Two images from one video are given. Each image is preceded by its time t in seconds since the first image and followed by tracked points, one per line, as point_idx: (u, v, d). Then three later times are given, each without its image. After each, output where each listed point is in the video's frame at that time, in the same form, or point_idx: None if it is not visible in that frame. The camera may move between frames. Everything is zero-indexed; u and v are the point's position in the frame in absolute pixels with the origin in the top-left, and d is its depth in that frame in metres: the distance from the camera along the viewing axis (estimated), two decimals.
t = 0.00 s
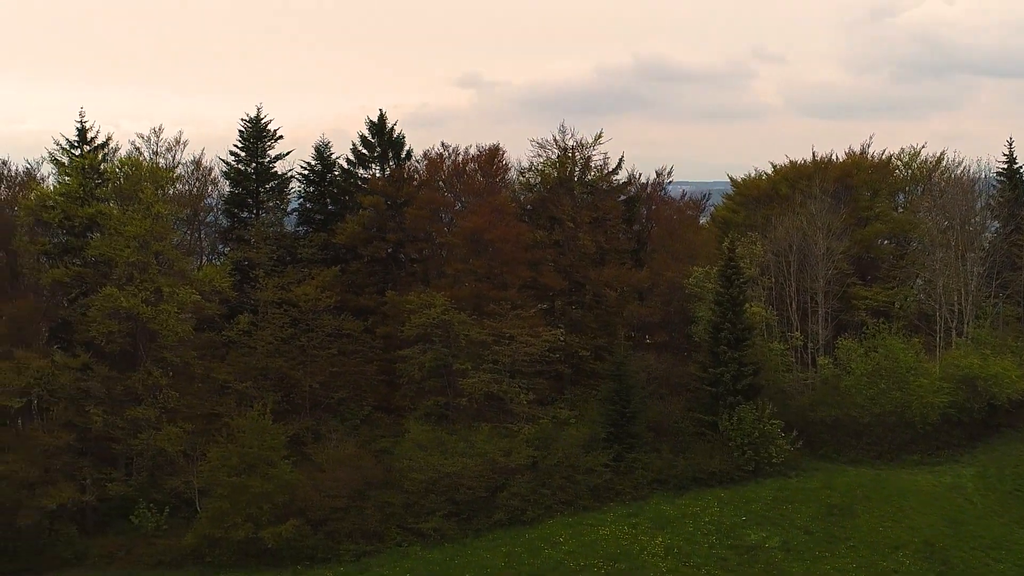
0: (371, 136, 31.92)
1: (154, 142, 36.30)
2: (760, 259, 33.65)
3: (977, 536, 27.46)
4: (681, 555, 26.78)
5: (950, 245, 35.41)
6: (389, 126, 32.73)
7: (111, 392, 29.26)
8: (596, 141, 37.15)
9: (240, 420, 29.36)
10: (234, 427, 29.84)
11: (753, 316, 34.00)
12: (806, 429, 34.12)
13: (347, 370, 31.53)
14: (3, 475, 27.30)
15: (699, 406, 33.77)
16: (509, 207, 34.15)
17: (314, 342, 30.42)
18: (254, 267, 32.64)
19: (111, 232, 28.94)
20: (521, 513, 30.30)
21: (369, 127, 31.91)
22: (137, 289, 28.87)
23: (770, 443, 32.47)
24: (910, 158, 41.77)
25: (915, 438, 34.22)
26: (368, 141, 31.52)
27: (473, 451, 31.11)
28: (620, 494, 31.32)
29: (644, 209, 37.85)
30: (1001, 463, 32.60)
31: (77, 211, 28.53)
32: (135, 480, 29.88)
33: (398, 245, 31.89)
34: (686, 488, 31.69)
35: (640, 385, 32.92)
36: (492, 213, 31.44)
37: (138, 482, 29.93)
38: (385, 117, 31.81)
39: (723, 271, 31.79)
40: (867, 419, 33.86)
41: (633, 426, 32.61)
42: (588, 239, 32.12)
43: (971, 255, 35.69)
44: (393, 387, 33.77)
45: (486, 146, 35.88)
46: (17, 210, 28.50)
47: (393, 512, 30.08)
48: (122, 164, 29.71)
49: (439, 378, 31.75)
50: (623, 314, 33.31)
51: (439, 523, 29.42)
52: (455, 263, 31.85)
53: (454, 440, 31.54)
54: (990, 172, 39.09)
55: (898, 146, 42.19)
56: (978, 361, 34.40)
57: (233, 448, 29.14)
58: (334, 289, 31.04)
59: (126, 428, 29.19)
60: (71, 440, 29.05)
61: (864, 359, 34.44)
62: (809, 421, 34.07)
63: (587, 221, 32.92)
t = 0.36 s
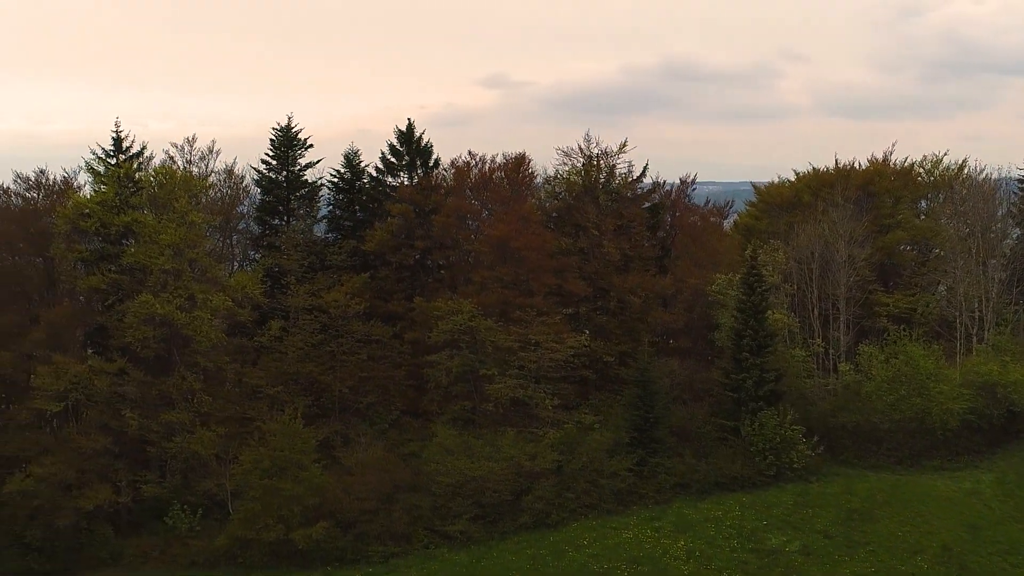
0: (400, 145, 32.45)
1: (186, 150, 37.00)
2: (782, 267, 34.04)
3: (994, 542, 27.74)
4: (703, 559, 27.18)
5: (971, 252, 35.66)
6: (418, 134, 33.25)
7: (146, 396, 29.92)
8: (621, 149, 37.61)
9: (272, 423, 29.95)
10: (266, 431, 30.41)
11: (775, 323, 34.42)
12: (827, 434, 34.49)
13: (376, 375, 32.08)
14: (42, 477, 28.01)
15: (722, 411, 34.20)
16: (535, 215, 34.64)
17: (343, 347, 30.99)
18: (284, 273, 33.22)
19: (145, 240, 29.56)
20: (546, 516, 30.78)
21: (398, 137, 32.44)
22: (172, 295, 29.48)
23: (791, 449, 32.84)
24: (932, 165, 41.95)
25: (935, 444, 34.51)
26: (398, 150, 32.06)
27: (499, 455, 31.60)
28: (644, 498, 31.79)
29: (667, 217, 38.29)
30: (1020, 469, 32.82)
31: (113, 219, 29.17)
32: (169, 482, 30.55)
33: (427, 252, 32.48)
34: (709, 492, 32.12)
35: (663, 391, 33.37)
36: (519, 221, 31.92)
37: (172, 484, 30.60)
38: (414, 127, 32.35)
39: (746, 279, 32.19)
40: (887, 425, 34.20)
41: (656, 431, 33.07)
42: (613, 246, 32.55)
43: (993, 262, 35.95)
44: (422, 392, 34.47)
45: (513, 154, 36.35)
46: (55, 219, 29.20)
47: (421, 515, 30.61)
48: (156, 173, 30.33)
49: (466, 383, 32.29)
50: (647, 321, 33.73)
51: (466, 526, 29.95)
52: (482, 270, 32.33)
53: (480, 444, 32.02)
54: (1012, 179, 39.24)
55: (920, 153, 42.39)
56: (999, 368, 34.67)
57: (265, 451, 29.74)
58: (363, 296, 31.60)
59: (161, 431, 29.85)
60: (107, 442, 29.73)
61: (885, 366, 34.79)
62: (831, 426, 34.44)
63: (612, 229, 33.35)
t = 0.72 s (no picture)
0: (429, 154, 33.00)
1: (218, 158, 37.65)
2: (804, 274, 34.43)
3: (1013, 546, 27.87)
4: (726, 562, 27.49)
5: (994, 259, 35.88)
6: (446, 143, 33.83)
7: (181, 400, 30.54)
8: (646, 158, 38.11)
9: (304, 428, 30.55)
10: (297, 435, 30.99)
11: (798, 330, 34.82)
12: (848, 440, 34.85)
13: (405, 380, 32.59)
14: (81, 479, 28.68)
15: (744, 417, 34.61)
16: (561, 223, 35.14)
17: (373, 353, 31.54)
18: (315, 279, 33.77)
19: (180, 248, 30.14)
20: (572, 519, 31.27)
21: (427, 146, 33.01)
22: (206, 302, 30.04)
23: (813, 454, 33.20)
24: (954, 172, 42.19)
25: (956, 450, 34.75)
26: (427, 159, 32.62)
27: (525, 459, 32.05)
28: (668, 502, 32.23)
29: (691, 224, 38.75)
30: None
31: (149, 227, 29.77)
32: (203, 484, 31.18)
33: (456, 259, 33.03)
34: (732, 497, 32.52)
35: (687, 397, 33.80)
36: (546, 229, 32.41)
37: (206, 486, 31.20)
38: (443, 136, 32.89)
39: (769, 286, 32.60)
40: (908, 431, 34.49)
41: (680, 436, 33.50)
42: (638, 254, 32.97)
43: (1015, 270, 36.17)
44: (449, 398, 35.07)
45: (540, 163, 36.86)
46: (93, 227, 29.85)
47: (449, 517, 31.14)
48: (190, 181, 30.90)
49: (493, 388, 32.81)
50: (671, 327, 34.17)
51: (493, 528, 30.47)
52: (509, 277, 32.78)
53: (507, 448, 32.52)
54: None
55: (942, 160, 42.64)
56: (1020, 375, 34.88)
57: (296, 454, 30.30)
58: (392, 302, 32.15)
59: (195, 435, 30.47)
60: (143, 445, 30.39)
61: (906, 373, 35.06)
62: (852, 432, 34.79)
63: (637, 236, 33.79)
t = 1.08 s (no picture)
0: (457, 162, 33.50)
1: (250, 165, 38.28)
2: (827, 281, 34.74)
3: None
4: (748, 566, 27.78)
5: (1017, 267, 36.02)
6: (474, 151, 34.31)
7: (214, 404, 31.11)
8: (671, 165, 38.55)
9: (335, 432, 31.09)
10: (328, 439, 31.52)
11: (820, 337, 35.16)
12: (870, 446, 35.15)
13: (433, 385, 33.08)
14: (118, 481, 29.30)
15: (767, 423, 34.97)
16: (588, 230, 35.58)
17: (402, 358, 32.05)
18: (345, 286, 34.28)
19: (214, 255, 30.67)
20: (597, 523, 31.72)
21: (456, 155, 33.52)
22: (239, 308, 30.56)
23: (835, 460, 33.51)
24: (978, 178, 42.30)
25: (977, 456, 34.95)
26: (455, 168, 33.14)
27: (551, 463, 32.49)
28: (691, 507, 32.61)
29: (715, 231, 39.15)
30: None
31: (184, 235, 30.29)
32: (236, 486, 31.75)
33: (483, 266, 33.54)
34: (755, 501, 32.86)
35: (711, 402, 34.19)
36: (573, 237, 32.84)
37: (239, 488, 31.78)
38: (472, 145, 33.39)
39: (792, 294, 32.93)
40: (930, 437, 34.73)
41: (704, 441, 33.90)
42: (663, 261, 33.33)
43: None
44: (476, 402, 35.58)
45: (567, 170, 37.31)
46: (130, 234, 30.42)
47: (477, 520, 31.63)
48: (223, 189, 31.42)
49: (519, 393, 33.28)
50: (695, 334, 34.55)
51: (520, 531, 30.95)
52: (536, 283, 33.23)
53: (533, 453, 32.98)
54: None
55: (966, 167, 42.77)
56: None
57: (327, 458, 30.82)
58: (421, 309, 32.67)
59: (228, 438, 31.04)
60: (178, 448, 31.00)
61: (928, 379, 35.31)
62: (874, 438, 35.09)
63: (662, 244, 34.18)
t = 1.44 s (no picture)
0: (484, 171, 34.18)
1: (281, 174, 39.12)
2: (848, 289, 35.13)
3: None
4: (769, 570, 27.96)
5: None
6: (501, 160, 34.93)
7: (247, 408, 31.74)
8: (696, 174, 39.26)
9: (364, 436, 31.63)
10: (357, 443, 32.05)
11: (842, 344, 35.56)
12: (891, 451, 35.48)
13: (460, 391, 33.56)
14: (152, 484, 29.93)
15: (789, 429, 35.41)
16: (613, 238, 36.11)
17: (430, 364, 32.62)
18: (374, 292, 34.99)
19: (247, 262, 31.24)
20: (621, 526, 32.10)
21: (482, 164, 34.19)
22: (271, 315, 31.12)
23: (856, 466, 33.80)
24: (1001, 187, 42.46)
25: (998, 463, 35.11)
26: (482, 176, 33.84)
27: (576, 468, 32.88)
28: (714, 511, 32.96)
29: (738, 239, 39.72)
30: None
31: (217, 243, 30.90)
32: (267, 489, 32.32)
33: (510, 274, 34.23)
34: (777, 506, 33.18)
35: (733, 408, 34.61)
36: (599, 245, 33.36)
37: (270, 491, 32.35)
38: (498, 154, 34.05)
39: (814, 301, 33.33)
40: (950, 443, 35.00)
41: (726, 446, 34.30)
42: (687, 269, 33.78)
43: None
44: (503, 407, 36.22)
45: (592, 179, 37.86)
46: (164, 242, 31.07)
47: (502, 523, 32.09)
48: (255, 198, 32.02)
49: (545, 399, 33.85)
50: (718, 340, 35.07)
51: (545, 534, 31.38)
52: (561, 291, 33.73)
53: (558, 457, 33.44)
54: None
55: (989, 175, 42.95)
56: None
57: (356, 462, 31.35)
58: (448, 315, 33.27)
59: (260, 442, 31.62)
60: (211, 452, 31.61)
61: (948, 386, 35.58)
62: (895, 444, 35.41)
63: (686, 252, 34.64)
